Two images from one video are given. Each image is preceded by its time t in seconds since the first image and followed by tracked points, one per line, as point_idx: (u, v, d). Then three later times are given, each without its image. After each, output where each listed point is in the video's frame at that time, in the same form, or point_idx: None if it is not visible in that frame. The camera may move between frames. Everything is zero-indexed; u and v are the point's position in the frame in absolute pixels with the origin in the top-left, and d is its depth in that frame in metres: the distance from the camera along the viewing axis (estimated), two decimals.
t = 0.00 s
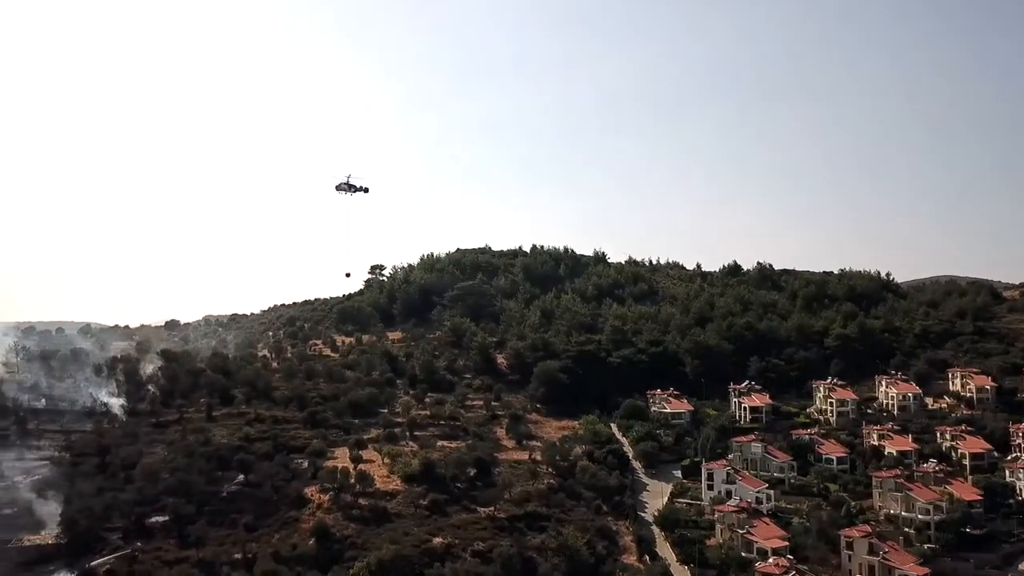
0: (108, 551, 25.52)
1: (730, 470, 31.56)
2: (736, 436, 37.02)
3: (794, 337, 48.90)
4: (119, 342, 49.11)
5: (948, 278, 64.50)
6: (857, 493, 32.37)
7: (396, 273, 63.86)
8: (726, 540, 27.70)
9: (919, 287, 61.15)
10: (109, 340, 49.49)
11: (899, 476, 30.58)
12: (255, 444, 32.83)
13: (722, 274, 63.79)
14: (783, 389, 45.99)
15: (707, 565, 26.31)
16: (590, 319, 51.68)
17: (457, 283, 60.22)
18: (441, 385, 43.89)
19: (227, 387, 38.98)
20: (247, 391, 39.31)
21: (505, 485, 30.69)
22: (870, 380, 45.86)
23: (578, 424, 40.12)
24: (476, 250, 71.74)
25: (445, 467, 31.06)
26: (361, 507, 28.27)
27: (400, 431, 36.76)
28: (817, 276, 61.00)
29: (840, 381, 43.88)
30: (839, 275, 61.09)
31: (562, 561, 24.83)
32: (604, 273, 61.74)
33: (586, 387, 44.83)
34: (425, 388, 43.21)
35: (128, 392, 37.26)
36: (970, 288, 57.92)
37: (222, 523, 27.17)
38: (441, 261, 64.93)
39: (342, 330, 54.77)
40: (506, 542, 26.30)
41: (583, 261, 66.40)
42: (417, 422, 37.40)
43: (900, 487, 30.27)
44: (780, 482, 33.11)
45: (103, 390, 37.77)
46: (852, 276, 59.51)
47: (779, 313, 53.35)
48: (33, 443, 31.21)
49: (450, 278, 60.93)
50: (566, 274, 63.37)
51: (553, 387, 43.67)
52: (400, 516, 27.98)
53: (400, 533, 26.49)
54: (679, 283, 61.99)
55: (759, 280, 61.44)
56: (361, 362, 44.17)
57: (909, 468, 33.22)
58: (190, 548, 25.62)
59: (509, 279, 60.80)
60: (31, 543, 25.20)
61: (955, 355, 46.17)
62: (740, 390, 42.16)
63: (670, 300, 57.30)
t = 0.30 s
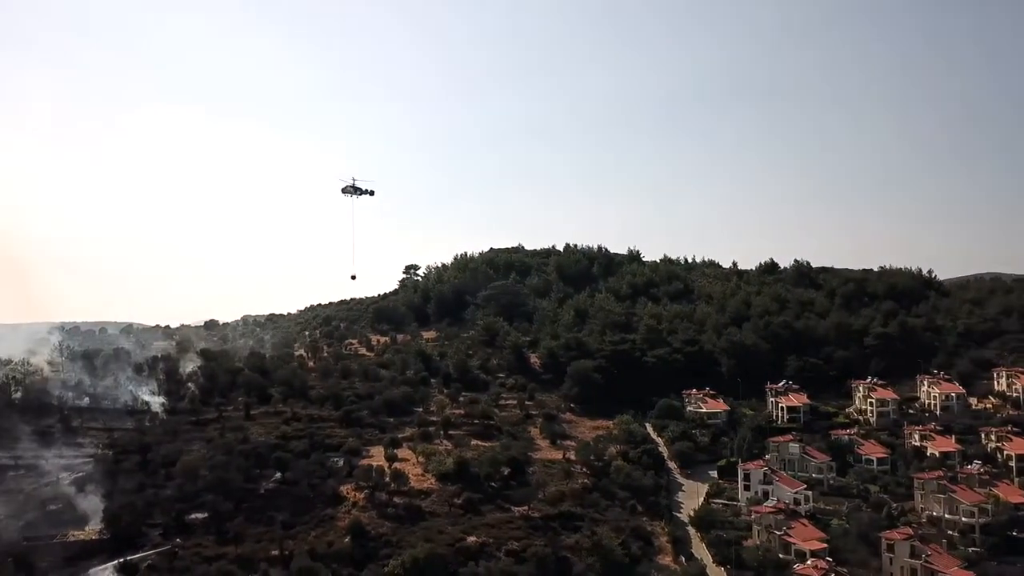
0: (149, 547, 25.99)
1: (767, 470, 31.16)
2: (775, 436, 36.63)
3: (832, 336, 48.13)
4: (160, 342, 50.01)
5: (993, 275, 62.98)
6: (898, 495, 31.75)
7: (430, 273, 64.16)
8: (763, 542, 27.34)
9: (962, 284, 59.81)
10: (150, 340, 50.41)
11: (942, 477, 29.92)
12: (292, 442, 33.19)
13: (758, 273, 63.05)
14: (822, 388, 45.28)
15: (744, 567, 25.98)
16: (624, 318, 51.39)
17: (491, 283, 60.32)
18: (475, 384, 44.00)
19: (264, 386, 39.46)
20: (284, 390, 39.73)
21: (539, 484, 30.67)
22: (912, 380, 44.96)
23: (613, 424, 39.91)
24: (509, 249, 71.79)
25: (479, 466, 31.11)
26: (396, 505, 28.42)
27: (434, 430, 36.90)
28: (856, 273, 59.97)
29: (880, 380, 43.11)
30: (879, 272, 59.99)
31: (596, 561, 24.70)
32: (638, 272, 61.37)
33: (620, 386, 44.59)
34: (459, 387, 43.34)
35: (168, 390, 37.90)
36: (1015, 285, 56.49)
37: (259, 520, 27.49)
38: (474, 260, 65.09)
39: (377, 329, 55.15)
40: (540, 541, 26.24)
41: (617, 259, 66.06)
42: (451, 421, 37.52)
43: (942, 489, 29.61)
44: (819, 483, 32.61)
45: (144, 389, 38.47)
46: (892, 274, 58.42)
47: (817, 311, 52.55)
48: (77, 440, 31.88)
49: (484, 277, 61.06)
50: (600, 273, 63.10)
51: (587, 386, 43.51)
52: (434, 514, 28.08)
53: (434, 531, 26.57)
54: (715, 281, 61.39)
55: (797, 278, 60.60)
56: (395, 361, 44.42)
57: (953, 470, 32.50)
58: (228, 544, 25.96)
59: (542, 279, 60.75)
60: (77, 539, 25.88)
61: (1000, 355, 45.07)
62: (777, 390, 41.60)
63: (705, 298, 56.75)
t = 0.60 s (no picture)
0: (189, 543, 26.44)
1: (805, 471, 30.75)
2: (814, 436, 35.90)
3: (872, 335, 47.29)
4: (200, 342, 50.87)
5: None
6: (941, 497, 31.09)
7: (464, 272, 64.38)
8: (801, 543, 26.96)
9: (1007, 282, 58.35)
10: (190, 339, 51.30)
11: (987, 480, 29.23)
12: (328, 440, 33.53)
13: (795, 270, 62.21)
14: (861, 388, 44.51)
15: (782, 569, 25.62)
16: (659, 317, 51.04)
17: (524, 282, 60.32)
18: (509, 383, 44.04)
19: (301, 385, 39.91)
20: (320, 388, 40.16)
21: (573, 484, 30.62)
22: (955, 379, 44.00)
23: (648, 423, 39.67)
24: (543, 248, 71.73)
25: (513, 464, 31.15)
26: (431, 504, 28.55)
27: (468, 428, 37.01)
28: (896, 271, 58.85)
29: (922, 379, 42.24)
30: (920, 269, 58.78)
31: (631, 561, 24.57)
32: (673, 270, 60.90)
33: (655, 386, 44.28)
34: (493, 386, 43.41)
35: (207, 389, 38.53)
36: None
37: (297, 518, 27.80)
38: (508, 259, 65.14)
39: (412, 329, 55.46)
40: (575, 541, 26.16)
41: (651, 257, 65.60)
42: (485, 420, 37.60)
43: (987, 491, 28.93)
44: (859, 484, 32.07)
45: (185, 387, 39.16)
46: (934, 271, 57.20)
47: (856, 309, 51.69)
48: (119, 438, 32.55)
49: (517, 275, 61.08)
50: (635, 271, 62.74)
51: (621, 385, 43.26)
52: (468, 513, 28.16)
53: (469, 530, 26.64)
54: (751, 279, 60.70)
55: (835, 275, 59.64)
56: (430, 360, 44.61)
57: (999, 472, 31.72)
58: (266, 541, 26.29)
59: (576, 278, 60.61)
60: (120, 534, 26.45)
61: None
62: (815, 390, 41.00)
63: (742, 297, 56.14)
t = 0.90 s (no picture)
0: (228, 539, 26.84)
1: (845, 472, 30.29)
2: (852, 436, 35.64)
3: (913, 333, 46.35)
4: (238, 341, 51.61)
5: None
6: (986, 498, 30.36)
7: (498, 272, 64.46)
8: (841, 545, 26.53)
9: None
10: (229, 339, 52.10)
11: None
12: (363, 439, 33.78)
13: (833, 268, 61.23)
14: (903, 387, 43.65)
15: (821, 570, 25.22)
16: (694, 315, 50.60)
17: (558, 280, 60.21)
18: (543, 382, 43.98)
19: (337, 383, 40.30)
20: (356, 386, 40.49)
21: (608, 483, 30.48)
22: (1000, 379, 42.93)
23: (683, 423, 39.32)
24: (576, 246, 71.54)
25: (547, 463, 31.11)
26: (465, 502, 28.64)
27: (502, 427, 37.04)
28: (939, 268, 57.59)
29: (966, 379, 41.29)
30: (963, 266, 57.45)
31: (667, 561, 24.38)
32: (708, 268, 60.34)
33: (691, 385, 43.86)
34: (527, 385, 43.41)
35: (246, 387, 39.09)
36: None
37: (333, 515, 28.06)
38: (541, 258, 65.07)
39: (446, 328, 55.69)
40: (610, 540, 26.02)
41: (686, 255, 65.04)
42: (519, 419, 37.60)
43: None
44: (900, 485, 31.46)
45: (224, 386, 39.77)
46: (978, 268, 55.87)
47: (897, 307, 50.72)
48: (160, 435, 33.15)
49: (551, 274, 60.98)
50: (669, 269, 62.27)
51: (656, 384, 42.93)
52: (503, 511, 28.17)
53: (503, 529, 26.65)
54: (788, 277, 59.90)
55: (875, 272, 58.58)
56: (463, 359, 44.73)
57: None
58: (303, 537, 26.57)
59: (610, 277, 60.36)
60: (161, 530, 26.92)
61: None
62: (855, 389, 40.30)
63: (778, 295, 55.41)
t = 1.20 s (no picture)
0: (267, 536, 27.18)
1: (885, 473, 29.86)
2: (894, 436, 35.06)
3: (957, 332, 45.34)
4: (275, 340, 52.29)
5: None
6: None
7: (532, 271, 64.46)
8: (882, 547, 26.00)
9: None
10: (266, 338, 52.85)
11: None
12: (399, 437, 33.99)
13: (873, 265, 60.19)
14: (945, 386, 42.73)
15: (861, 572, 24.76)
16: (731, 313, 50.06)
17: (592, 279, 60.03)
18: (577, 380, 43.86)
19: (372, 382, 40.62)
20: (391, 385, 40.78)
21: (643, 483, 30.29)
22: None
23: (719, 423, 38.93)
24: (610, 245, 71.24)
25: (582, 463, 31.04)
26: (500, 501, 28.67)
27: (537, 426, 37.02)
28: (982, 264, 56.28)
29: (1012, 378, 40.29)
30: (1009, 263, 56.05)
31: (703, 563, 24.15)
32: (745, 267, 59.67)
33: (727, 384, 43.36)
34: (561, 384, 43.33)
35: (283, 386, 39.60)
36: None
37: (369, 512, 28.27)
38: (575, 257, 64.91)
39: (480, 327, 55.82)
40: (645, 540, 25.86)
41: (722, 253, 64.40)
42: (554, 419, 37.53)
43: None
44: (943, 486, 30.79)
45: (261, 384, 40.33)
46: None
47: (939, 305, 49.67)
48: (200, 433, 33.72)
49: (585, 273, 60.80)
50: (705, 267, 61.72)
51: (692, 384, 42.57)
52: (537, 510, 28.14)
53: (538, 528, 26.62)
54: (826, 275, 58.99)
55: (916, 270, 57.40)
56: (497, 358, 44.80)
57: None
58: (339, 535, 26.79)
59: (644, 276, 60.03)
60: (201, 526, 27.33)
61: None
62: (896, 389, 39.53)
63: (817, 293, 54.58)
